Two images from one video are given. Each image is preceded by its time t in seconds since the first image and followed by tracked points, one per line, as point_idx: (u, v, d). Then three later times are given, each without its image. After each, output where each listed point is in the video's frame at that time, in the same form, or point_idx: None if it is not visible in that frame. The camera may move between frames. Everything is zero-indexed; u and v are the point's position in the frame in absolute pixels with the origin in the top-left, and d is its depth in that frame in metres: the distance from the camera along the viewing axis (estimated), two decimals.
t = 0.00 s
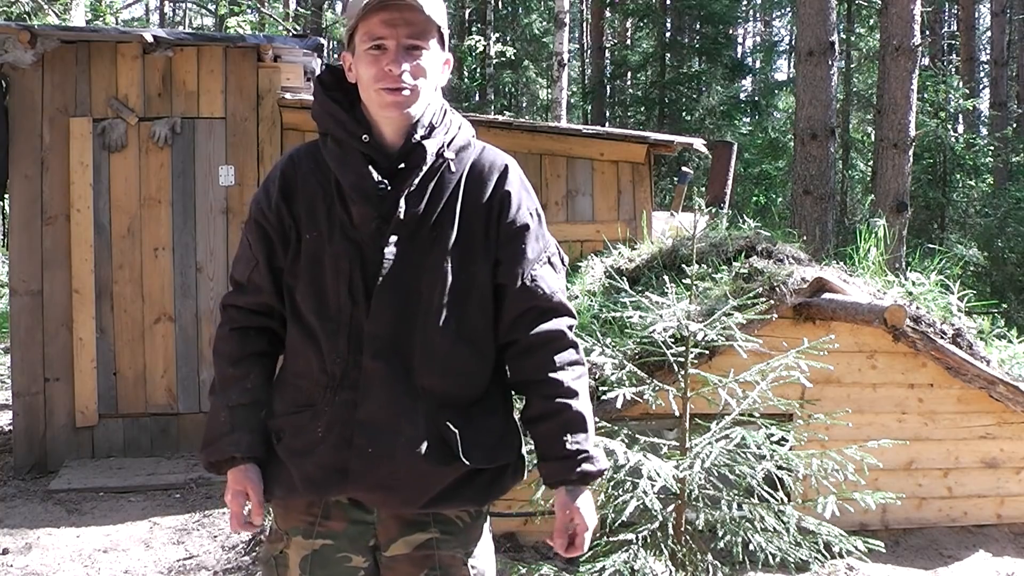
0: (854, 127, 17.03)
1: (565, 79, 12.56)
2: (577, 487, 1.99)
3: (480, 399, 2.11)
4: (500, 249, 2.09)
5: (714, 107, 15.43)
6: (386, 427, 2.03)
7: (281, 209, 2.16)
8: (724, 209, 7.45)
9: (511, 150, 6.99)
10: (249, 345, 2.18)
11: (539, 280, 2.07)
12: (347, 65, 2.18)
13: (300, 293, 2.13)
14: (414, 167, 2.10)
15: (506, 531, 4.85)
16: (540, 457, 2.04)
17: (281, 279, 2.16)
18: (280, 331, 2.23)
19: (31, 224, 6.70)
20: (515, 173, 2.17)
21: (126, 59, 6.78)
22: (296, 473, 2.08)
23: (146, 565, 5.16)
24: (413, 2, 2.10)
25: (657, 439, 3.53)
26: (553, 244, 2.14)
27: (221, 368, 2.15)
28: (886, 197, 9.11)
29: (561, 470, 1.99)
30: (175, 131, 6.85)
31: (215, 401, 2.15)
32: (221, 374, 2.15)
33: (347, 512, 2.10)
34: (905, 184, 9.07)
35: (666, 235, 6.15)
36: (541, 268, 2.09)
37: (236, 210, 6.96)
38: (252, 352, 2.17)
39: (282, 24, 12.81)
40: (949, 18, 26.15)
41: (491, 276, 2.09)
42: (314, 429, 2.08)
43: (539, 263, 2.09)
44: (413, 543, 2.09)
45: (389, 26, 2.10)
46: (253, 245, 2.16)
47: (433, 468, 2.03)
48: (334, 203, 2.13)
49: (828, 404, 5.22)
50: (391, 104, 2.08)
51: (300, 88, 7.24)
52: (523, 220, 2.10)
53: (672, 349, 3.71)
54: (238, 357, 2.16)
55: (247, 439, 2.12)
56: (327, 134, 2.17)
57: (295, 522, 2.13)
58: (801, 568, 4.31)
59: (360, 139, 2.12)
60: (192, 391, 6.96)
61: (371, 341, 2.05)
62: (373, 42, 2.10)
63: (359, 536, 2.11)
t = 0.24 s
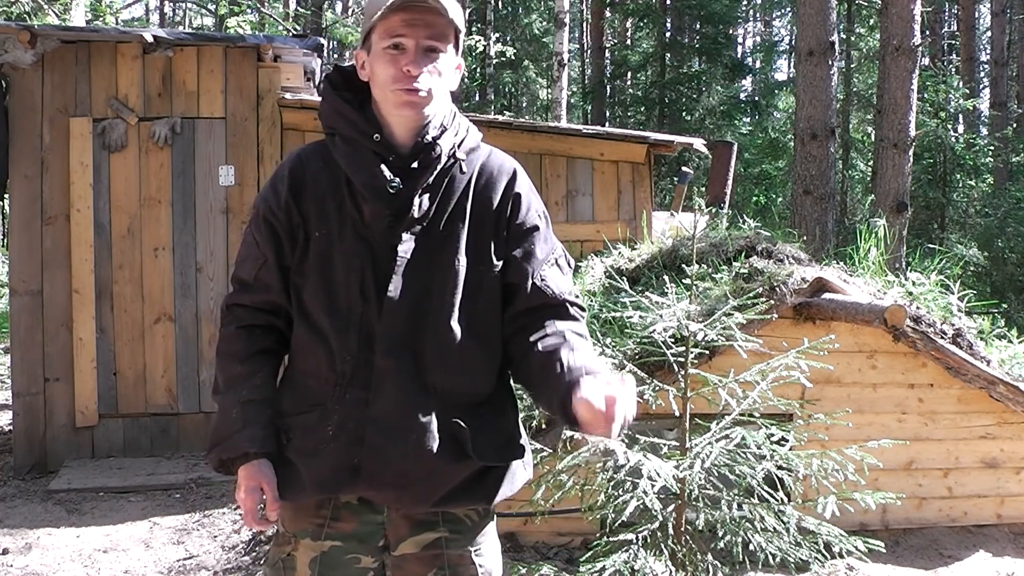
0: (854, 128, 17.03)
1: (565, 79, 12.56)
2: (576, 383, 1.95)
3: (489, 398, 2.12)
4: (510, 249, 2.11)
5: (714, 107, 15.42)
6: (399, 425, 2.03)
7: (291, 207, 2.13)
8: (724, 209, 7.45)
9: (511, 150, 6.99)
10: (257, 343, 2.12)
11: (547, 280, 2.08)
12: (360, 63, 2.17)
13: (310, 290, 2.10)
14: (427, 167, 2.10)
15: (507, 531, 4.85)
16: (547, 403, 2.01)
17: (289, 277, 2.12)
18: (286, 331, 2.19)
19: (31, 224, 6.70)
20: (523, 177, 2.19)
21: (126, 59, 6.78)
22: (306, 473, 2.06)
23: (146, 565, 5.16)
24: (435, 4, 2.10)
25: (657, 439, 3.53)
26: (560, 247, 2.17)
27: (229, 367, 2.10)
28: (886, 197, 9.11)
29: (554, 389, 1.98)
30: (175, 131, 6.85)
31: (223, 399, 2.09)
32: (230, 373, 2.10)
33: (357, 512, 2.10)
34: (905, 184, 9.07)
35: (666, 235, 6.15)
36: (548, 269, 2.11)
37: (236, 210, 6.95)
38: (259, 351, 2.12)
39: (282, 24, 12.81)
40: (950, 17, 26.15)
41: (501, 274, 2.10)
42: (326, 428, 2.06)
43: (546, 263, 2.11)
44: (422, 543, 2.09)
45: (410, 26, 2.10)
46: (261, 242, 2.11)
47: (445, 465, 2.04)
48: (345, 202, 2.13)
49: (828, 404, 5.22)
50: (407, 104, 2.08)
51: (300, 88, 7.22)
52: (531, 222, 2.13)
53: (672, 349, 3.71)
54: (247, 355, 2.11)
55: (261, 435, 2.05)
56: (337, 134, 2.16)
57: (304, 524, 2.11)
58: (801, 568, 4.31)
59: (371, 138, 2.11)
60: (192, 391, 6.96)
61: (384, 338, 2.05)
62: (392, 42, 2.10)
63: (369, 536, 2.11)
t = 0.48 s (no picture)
0: (854, 128, 17.03)
1: (565, 79, 12.56)
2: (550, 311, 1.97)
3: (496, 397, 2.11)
4: (513, 246, 2.10)
5: (714, 107, 15.42)
6: (402, 423, 2.03)
7: (295, 207, 2.13)
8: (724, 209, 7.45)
9: (511, 150, 6.99)
10: (262, 343, 2.13)
11: (551, 266, 2.04)
12: (366, 62, 2.17)
13: (314, 290, 2.11)
14: (429, 166, 2.10)
15: (507, 530, 4.85)
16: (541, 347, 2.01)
17: (294, 277, 2.13)
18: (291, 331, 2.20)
19: (31, 224, 6.70)
20: (525, 171, 2.18)
21: (126, 59, 6.78)
22: (308, 471, 2.06)
23: (146, 565, 5.16)
24: (445, 6, 2.10)
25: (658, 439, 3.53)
26: (566, 238, 2.14)
27: (235, 366, 2.10)
28: (886, 197, 9.11)
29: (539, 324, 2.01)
30: (175, 131, 6.85)
31: (229, 400, 2.10)
32: (236, 372, 2.10)
33: (360, 511, 2.11)
34: (905, 184, 9.07)
35: (666, 235, 6.15)
36: (553, 256, 2.07)
37: (236, 210, 6.95)
38: (265, 351, 2.13)
39: (282, 24, 12.80)
40: (950, 17, 26.15)
41: (503, 272, 2.09)
42: (328, 427, 2.07)
43: (550, 251, 2.07)
44: (424, 541, 2.08)
45: (420, 26, 2.09)
46: (265, 242, 2.12)
47: (447, 464, 2.04)
48: (348, 201, 2.13)
49: (828, 404, 5.22)
50: (416, 105, 2.09)
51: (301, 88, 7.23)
52: (536, 214, 2.11)
53: (672, 349, 3.71)
54: (253, 355, 2.12)
55: (267, 435, 2.06)
56: (341, 134, 2.16)
57: (306, 522, 2.12)
58: (801, 568, 4.31)
59: (374, 138, 2.12)
60: (192, 391, 6.95)
61: (387, 337, 2.05)
62: (401, 42, 2.09)
63: (371, 535, 2.12)
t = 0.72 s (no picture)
0: (854, 128, 17.02)
1: (565, 79, 12.55)
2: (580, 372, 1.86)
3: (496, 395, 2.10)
4: (507, 246, 2.07)
5: (714, 107, 15.41)
6: (394, 423, 2.03)
7: (292, 210, 2.16)
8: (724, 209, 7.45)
9: (510, 150, 6.99)
10: (264, 344, 2.16)
11: (546, 272, 2.01)
12: (358, 64, 2.17)
13: (310, 291, 2.13)
14: (419, 167, 2.10)
15: (507, 531, 4.85)
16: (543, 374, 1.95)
17: (292, 279, 2.16)
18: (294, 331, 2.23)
19: (31, 224, 6.70)
20: (521, 170, 2.14)
21: (126, 59, 6.78)
22: (305, 468, 2.08)
23: (146, 565, 5.16)
24: (435, 3, 2.10)
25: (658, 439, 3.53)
26: (561, 239, 2.10)
27: (236, 367, 2.14)
28: (886, 197, 9.11)
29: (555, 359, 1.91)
30: (175, 131, 6.85)
31: (230, 398, 2.15)
32: (236, 371, 2.15)
33: (357, 508, 2.10)
34: (905, 184, 9.07)
35: (666, 235, 6.15)
36: (548, 261, 2.03)
37: (236, 210, 6.94)
38: (265, 352, 2.16)
39: (282, 24, 12.80)
40: (950, 17, 26.16)
41: (497, 273, 2.06)
42: (324, 425, 2.08)
43: (545, 256, 2.03)
44: (421, 540, 2.08)
45: (409, 25, 2.09)
46: (264, 245, 2.16)
47: (441, 465, 2.02)
48: (341, 202, 2.13)
49: (828, 404, 5.22)
50: (405, 103, 2.09)
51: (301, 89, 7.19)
52: (530, 214, 2.07)
53: (672, 349, 3.70)
54: (254, 356, 2.15)
55: (261, 435, 2.10)
56: (336, 136, 2.17)
57: (305, 518, 2.12)
58: (801, 568, 4.31)
59: (366, 140, 2.12)
60: (192, 390, 6.95)
61: (378, 338, 2.05)
62: (390, 40, 2.09)
63: (369, 532, 2.11)
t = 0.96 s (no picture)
0: (854, 127, 17.02)
1: (565, 79, 12.55)
2: (569, 498, 1.93)
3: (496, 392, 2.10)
4: (500, 249, 2.06)
5: (714, 107, 15.27)
6: (389, 424, 2.03)
7: (290, 211, 2.17)
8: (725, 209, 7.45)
9: (510, 150, 6.98)
10: (263, 345, 2.18)
11: (536, 280, 2.03)
12: (353, 66, 2.18)
13: (307, 292, 2.13)
14: (414, 169, 2.09)
15: (507, 531, 4.85)
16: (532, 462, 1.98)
17: (291, 279, 2.17)
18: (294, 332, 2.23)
19: (31, 224, 6.70)
20: (516, 173, 2.12)
21: (126, 59, 6.78)
22: (301, 468, 2.08)
23: (146, 565, 5.16)
24: (423, 3, 2.10)
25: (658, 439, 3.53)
26: (553, 245, 2.10)
27: (236, 367, 2.16)
28: (886, 197, 9.11)
29: (549, 477, 1.93)
30: (175, 131, 6.85)
31: (229, 398, 2.17)
32: (235, 371, 2.17)
33: (354, 506, 2.10)
34: (905, 184, 9.07)
35: (666, 235, 6.15)
36: (539, 268, 2.04)
37: (236, 210, 6.94)
38: (265, 353, 2.17)
39: (282, 24, 12.79)
40: (950, 17, 26.17)
41: (491, 275, 2.06)
42: (320, 425, 2.08)
43: (537, 262, 2.04)
44: (417, 538, 2.07)
45: (398, 26, 2.10)
46: (264, 246, 2.17)
47: (436, 464, 2.02)
48: (337, 204, 2.13)
49: (828, 404, 5.22)
50: (397, 104, 2.08)
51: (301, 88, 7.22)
52: (524, 219, 2.06)
53: (672, 349, 3.71)
54: (253, 356, 2.17)
55: (257, 436, 2.11)
56: (333, 137, 2.18)
57: (303, 516, 2.13)
58: (801, 568, 4.31)
59: (362, 141, 2.12)
60: (192, 390, 6.95)
61: (374, 339, 2.05)
62: (381, 42, 2.09)
63: (366, 531, 2.11)
